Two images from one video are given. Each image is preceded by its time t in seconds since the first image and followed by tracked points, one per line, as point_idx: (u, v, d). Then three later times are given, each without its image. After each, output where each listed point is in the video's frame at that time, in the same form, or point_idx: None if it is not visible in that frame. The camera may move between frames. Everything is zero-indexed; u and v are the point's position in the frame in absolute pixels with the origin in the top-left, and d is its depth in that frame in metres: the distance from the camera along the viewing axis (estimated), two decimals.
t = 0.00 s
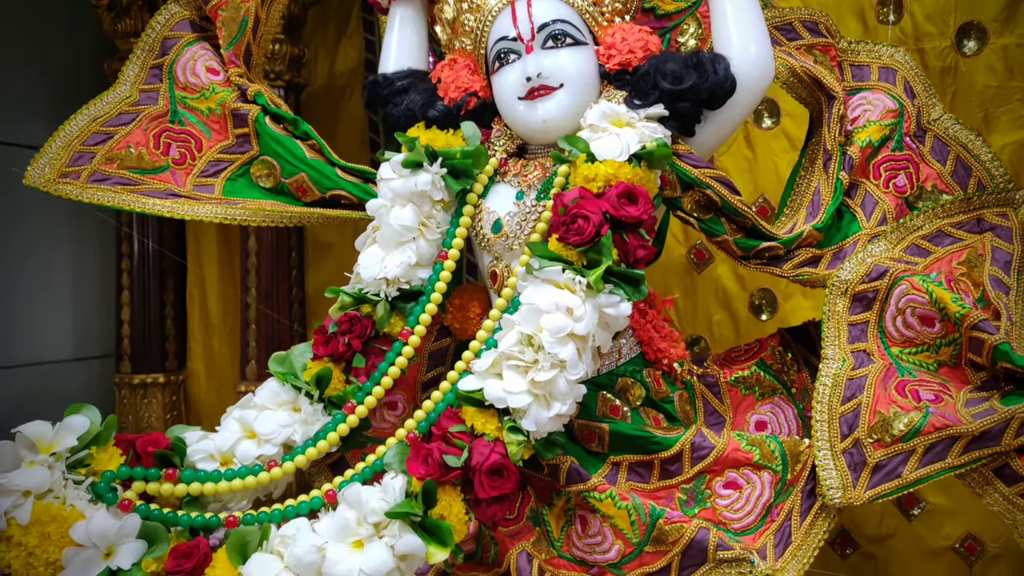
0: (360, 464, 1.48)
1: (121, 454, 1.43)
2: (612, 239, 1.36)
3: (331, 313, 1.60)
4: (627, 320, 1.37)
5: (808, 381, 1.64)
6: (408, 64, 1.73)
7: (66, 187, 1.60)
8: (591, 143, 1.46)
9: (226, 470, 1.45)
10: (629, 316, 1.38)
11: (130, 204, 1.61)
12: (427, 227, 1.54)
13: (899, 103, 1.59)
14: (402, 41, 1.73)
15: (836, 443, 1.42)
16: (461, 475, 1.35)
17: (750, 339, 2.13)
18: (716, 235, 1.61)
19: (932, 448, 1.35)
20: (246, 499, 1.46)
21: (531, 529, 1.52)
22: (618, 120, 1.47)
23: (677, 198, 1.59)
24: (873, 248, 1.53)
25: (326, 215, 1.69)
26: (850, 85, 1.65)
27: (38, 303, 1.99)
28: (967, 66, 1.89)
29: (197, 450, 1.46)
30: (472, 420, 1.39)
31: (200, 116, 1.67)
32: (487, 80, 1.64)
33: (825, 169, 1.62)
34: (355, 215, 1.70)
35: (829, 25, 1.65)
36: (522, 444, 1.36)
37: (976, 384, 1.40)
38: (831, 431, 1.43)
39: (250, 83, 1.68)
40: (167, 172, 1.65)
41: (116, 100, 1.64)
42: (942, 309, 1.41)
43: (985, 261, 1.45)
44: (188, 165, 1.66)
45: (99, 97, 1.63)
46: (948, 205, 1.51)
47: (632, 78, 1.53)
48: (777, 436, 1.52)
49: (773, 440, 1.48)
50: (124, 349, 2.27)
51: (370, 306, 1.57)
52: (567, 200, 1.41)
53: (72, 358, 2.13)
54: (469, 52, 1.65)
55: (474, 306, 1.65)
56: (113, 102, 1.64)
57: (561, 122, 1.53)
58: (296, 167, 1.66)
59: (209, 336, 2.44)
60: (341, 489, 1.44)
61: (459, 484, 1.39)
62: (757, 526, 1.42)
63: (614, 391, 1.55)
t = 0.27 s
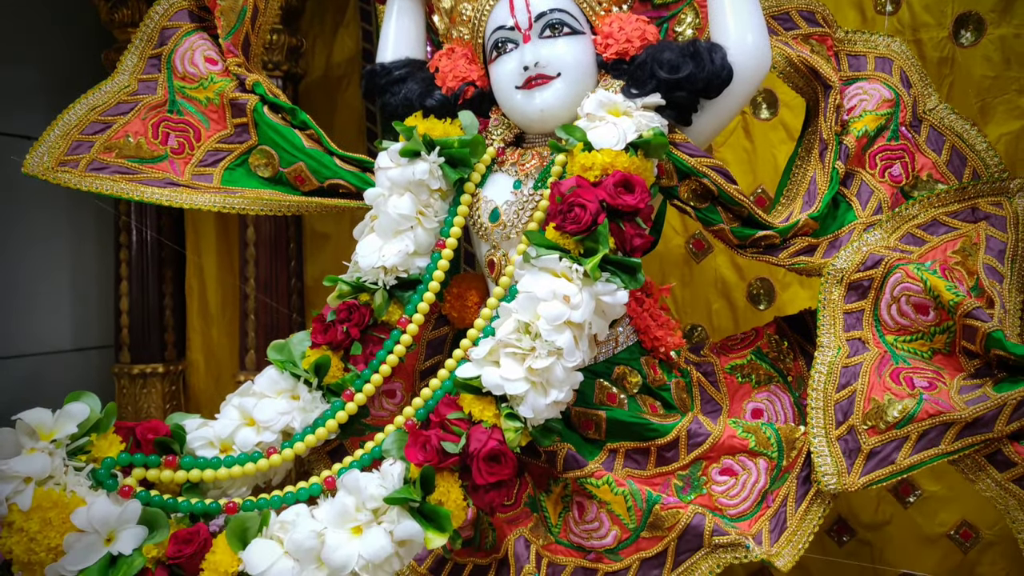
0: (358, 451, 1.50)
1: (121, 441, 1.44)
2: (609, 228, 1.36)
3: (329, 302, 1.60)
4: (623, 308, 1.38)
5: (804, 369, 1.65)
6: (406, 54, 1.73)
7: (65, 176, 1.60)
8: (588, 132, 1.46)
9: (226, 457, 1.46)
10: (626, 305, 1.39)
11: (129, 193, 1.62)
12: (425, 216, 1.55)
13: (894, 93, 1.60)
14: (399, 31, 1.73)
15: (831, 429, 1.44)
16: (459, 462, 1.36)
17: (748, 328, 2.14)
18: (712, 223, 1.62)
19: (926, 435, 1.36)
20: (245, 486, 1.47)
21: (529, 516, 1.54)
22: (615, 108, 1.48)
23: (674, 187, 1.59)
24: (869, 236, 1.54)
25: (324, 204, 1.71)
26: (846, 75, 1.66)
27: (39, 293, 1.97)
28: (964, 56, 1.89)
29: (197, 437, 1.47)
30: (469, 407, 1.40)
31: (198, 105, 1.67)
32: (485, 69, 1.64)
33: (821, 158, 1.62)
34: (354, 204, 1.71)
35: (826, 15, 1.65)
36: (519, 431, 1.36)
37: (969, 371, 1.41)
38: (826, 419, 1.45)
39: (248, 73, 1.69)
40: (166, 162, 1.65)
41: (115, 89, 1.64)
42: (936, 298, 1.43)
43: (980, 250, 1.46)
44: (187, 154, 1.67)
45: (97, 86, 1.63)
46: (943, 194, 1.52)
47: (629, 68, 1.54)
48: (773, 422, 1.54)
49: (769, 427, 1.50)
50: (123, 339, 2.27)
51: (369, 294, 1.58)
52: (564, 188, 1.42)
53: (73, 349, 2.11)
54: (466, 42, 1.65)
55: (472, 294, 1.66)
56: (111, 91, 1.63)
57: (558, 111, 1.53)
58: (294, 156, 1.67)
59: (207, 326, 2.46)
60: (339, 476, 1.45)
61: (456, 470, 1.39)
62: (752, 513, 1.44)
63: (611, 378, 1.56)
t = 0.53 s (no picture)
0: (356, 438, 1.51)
1: (121, 429, 1.46)
2: (605, 218, 1.38)
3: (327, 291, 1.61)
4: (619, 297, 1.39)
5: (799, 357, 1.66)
6: (403, 44, 1.74)
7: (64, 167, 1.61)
8: (585, 122, 1.47)
9: (225, 444, 1.47)
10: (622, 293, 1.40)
11: (128, 183, 1.63)
12: (422, 206, 1.56)
13: (889, 83, 1.61)
14: (397, 22, 1.74)
15: (825, 417, 1.45)
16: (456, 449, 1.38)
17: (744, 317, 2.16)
18: (708, 213, 1.63)
19: (918, 422, 1.38)
20: (245, 473, 1.49)
21: (525, 502, 1.58)
22: (611, 99, 1.48)
23: (670, 176, 1.60)
24: (863, 226, 1.55)
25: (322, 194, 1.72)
26: (841, 65, 1.67)
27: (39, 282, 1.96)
28: (960, 46, 1.90)
29: (196, 425, 1.48)
30: (467, 395, 1.41)
31: (196, 95, 1.68)
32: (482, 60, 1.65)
33: (817, 148, 1.63)
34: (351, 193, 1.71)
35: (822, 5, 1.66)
36: (516, 419, 1.38)
37: (961, 359, 1.43)
38: (820, 406, 1.46)
39: (245, 62, 1.70)
40: (164, 151, 1.66)
41: (113, 79, 1.65)
42: (929, 287, 1.44)
43: (973, 239, 1.48)
44: (185, 144, 1.67)
45: (95, 77, 1.64)
46: (936, 184, 1.53)
47: (625, 58, 1.55)
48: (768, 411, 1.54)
49: (763, 415, 1.51)
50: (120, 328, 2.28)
51: (366, 284, 1.59)
52: (560, 178, 1.43)
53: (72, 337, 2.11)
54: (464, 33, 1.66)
55: (469, 284, 1.67)
56: (109, 82, 1.64)
57: (555, 101, 1.54)
58: (292, 146, 1.68)
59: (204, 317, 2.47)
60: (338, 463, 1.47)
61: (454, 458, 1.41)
62: (747, 499, 1.45)
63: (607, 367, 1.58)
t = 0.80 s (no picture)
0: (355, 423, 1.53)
1: (121, 414, 1.47)
2: (601, 205, 1.39)
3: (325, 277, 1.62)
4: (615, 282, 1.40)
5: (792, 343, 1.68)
6: (399, 31, 1.74)
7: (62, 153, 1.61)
8: (581, 109, 1.48)
9: (225, 429, 1.49)
10: (617, 279, 1.42)
11: (128, 169, 1.64)
12: (419, 193, 1.57)
13: (883, 70, 1.62)
14: (393, 8, 1.74)
15: (818, 401, 1.47)
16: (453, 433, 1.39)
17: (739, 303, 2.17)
18: (704, 199, 1.65)
19: (909, 406, 1.39)
20: (244, 457, 1.51)
21: (521, 486, 1.60)
22: (607, 86, 1.49)
23: (665, 163, 1.62)
24: (856, 213, 1.56)
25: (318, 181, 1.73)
26: (837, 52, 1.67)
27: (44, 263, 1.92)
28: (953, 33, 1.91)
29: (196, 410, 1.50)
30: (464, 380, 1.43)
31: (194, 82, 1.69)
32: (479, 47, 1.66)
33: (811, 135, 1.65)
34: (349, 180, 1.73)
35: None
36: (513, 403, 1.40)
37: (952, 344, 1.44)
38: (814, 390, 1.48)
39: (243, 50, 1.71)
40: (162, 138, 1.67)
41: (111, 66, 1.65)
42: (921, 272, 1.45)
43: (964, 225, 1.50)
44: (183, 130, 1.69)
45: (93, 64, 1.64)
46: (929, 170, 1.54)
47: (621, 45, 1.55)
48: (762, 395, 1.56)
49: (757, 399, 1.53)
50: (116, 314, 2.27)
51: (364, 270, 1.60)
52: (557, 165, 1.44)
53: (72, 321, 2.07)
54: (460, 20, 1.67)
55: (466, 270, 1.68)
56: (106, 69, 1.65)
57: (552, 88, 1.55)
58: (289, 132, 1.69)
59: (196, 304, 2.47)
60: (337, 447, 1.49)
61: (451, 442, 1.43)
62: (741, 483, 1.47)
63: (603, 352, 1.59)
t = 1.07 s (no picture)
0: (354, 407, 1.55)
1: (122, 399, 1.49)
2: (598, 191, 1.40)
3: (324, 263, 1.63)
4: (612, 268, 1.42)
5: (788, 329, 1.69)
6: (398, 19, 1.75)
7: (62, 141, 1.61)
8: (579, 96, 1.49)
9: (225, 414, 1.50)
10: (614, 266, 1.43)
11: (126, 157, 1.64)
12: (418, 179, 1.58)
13: (879, 58, 1.62)
14: None
15: (813, 386, 1.48)
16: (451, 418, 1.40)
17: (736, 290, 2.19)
18: (700, 186, 1.65)
19: (903, 391, 1.41)
20: (244, 442, 1.52)
21: (520, 470, 1.61)
22: (604, 74, 1.50)
23: (662, 150, 1.62)
24: (851, 199, 1.58)
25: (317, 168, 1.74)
26: (832, 40, 1.68)
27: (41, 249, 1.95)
28: (950, 21, 1.91)
29: (195, 396, 1.51)
30: (462, 365, 1.44)
31: (193, 69, 1.70)
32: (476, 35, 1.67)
33: (806, 122, 1.66)
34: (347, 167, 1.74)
35: None
36: (511, 388, 1.41)
37: (946, 329, 1.46)
38: (809, 375, 1.49)
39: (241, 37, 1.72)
40: (161, 125, 1.68)
41: (110, 53, 1.66)
42: (915, 259, 1.47)
43: (958, 211, 1.51)
44: (182, 118, 1.69)
45: (92, 51, 1.65)
46: (924, 156, 1.55)
47: (618, 32, 1.56)
48: (758, 380, 1.57)
49: (753, 385, 1.54)
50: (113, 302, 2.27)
51: (362, 257, 1.61)
52: (555, 152, 1.45)
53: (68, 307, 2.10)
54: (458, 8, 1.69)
55: (464, 256, 1.69)
56: (105, 56, 1.66)
57: (550, 75, 1.56)
58: (288, 119, 1.70)
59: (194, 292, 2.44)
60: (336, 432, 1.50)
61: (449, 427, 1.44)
62: (737, 467, 1.49)
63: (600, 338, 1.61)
